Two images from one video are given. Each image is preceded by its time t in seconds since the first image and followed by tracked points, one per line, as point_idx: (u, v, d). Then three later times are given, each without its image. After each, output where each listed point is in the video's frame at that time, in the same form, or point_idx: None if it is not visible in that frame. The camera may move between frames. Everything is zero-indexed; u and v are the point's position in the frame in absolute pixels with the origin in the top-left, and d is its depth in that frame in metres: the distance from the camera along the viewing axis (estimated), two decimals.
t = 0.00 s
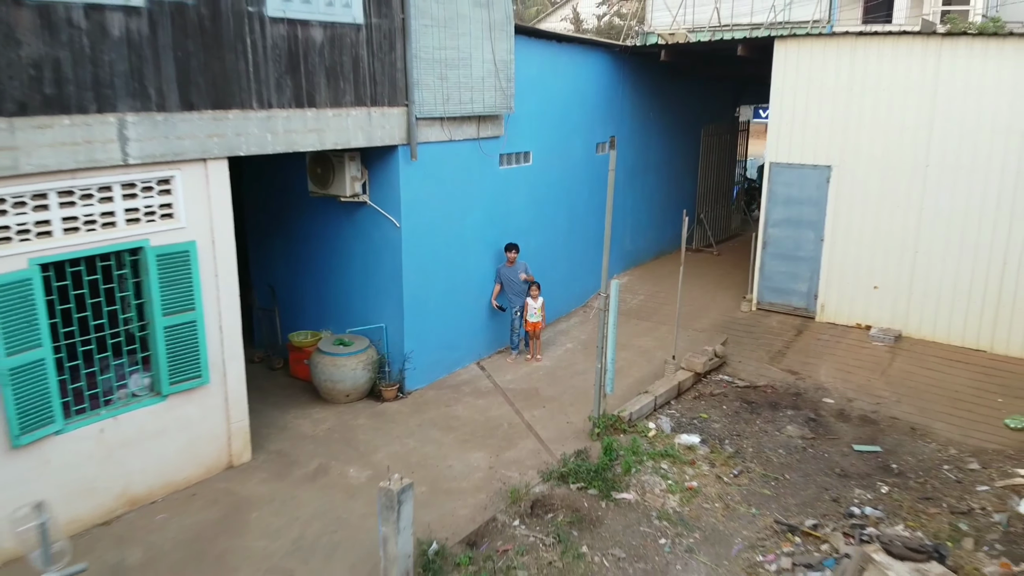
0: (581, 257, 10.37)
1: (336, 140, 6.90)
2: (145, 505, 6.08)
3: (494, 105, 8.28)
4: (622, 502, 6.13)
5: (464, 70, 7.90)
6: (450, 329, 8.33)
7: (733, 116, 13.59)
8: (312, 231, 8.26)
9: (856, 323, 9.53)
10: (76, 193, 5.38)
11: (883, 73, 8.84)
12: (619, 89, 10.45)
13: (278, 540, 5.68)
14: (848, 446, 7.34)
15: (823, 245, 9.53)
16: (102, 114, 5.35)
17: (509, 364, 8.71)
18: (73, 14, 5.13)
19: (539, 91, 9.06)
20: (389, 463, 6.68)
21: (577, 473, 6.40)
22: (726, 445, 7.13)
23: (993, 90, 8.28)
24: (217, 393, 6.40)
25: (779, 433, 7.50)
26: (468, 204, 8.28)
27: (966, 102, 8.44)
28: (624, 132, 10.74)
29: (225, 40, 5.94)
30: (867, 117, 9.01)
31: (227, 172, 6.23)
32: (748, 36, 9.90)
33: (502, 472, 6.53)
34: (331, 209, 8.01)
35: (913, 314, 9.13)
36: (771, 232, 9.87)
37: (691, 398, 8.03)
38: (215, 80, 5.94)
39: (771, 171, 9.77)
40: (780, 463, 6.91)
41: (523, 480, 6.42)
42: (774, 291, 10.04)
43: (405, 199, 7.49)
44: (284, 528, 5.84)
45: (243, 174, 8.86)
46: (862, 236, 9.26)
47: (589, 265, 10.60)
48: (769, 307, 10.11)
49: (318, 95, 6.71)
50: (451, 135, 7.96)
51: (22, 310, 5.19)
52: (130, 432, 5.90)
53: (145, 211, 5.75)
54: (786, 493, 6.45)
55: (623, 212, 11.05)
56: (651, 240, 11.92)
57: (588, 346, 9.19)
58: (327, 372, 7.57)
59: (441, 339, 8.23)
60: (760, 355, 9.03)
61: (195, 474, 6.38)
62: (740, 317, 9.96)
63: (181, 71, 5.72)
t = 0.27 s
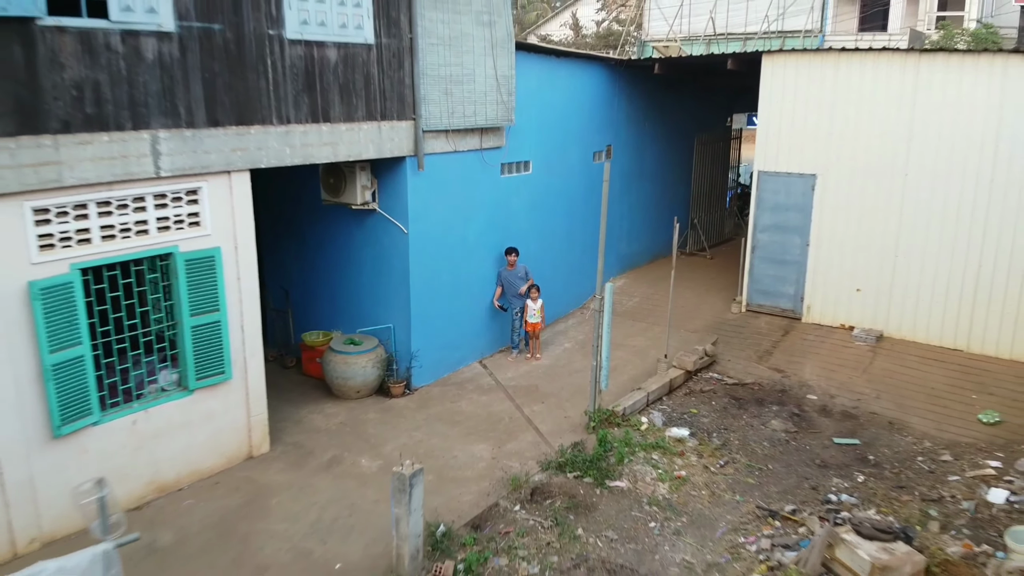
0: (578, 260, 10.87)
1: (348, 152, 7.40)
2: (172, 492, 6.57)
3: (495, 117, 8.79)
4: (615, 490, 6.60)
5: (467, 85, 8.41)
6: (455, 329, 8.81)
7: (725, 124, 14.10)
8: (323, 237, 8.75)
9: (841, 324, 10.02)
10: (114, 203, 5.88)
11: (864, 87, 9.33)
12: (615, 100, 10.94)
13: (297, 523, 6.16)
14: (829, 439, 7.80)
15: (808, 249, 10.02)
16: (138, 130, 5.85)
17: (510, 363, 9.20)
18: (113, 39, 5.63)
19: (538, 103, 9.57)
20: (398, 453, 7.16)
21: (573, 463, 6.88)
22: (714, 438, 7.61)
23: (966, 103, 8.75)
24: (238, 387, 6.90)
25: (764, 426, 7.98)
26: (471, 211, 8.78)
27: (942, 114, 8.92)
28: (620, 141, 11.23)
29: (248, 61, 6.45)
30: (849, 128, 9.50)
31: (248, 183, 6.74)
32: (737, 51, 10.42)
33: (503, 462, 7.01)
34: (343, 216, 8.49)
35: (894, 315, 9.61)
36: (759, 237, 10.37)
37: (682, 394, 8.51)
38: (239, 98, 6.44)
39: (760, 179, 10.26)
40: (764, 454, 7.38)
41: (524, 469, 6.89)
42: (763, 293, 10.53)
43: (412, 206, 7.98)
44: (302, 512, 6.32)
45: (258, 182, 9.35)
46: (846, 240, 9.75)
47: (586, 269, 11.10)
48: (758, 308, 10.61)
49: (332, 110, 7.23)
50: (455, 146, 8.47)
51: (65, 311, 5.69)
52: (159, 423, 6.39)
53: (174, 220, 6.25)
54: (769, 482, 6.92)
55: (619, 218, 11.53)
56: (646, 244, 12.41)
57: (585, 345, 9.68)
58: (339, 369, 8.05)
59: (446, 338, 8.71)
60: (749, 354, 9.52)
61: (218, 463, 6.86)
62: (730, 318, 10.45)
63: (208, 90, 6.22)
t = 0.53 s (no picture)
0: (575, 264, 11.38)
1: (360, 163, 7.92)
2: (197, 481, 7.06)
3: (497, 129, 9.32)
4: (609, 478, 7.09)
5: (470, 99, 8.95)
6: (458, 329, 9.31)
7: (718, 132, 14.64)
8: (334, 242, 9.25)
9: (826, 325, 10.52)
10: (146, 213, 6.39)
11: (847, 99, 9.83)
12: (611, 111, 11.46)
13: (314, 508, 6.65)
14: (811, 432, 8.28)
15: (795, 254, 10.53)
16: (169, 145, 6.36)
17: (511, 362, 9.69)
18: (147, 61, 6.13)
19: (537, 115, 10.09)
20: (407, 445, 7.65)
21: (571, 454, 7.37)
22: (703, 431, 8.10)
23: (944, 117, 9.25)
24: (258, 383, 7.41)
25: (750, 420, 8.47)
26: (474, 217, 9.29)
27: (921, 126, 9.42)
28: (616, 150, 11.75)
29: (269, 80, 6.97)
30: (833, 138, 10.01)
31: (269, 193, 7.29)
32: (728, 64, 10.96)
33: (505, 453, 7.50)
34: (353, 223, 8.99)
35: (876, 316, 10.10)
36: (748, 242, 10.87)
37: (674, 391, 9.01)
38: (260, 114, 6.96)
39: (749, 187, 10.76)
40: (749, 446, 7.87)
41: (524, 460, 7.39)
42: (752, 295, 11.03)
43: (419, 213, 8.48)
44: (318, 498, 6.81)
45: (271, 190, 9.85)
46: (830, 245, 10.25)
47: (583, 272, 11.62)
48: (747, 310, 11.11)
49: (346, 125, 7.76)
50: (459, 156, 8.99)
51: (102, 312, 6.20)
52: (186, 417, 6.89)
53: (201, 228, 6.75)
54: (753, 471, 7.40)
55: (615, 223, 12.04)
56: (641, 248, 12.92)
57: (583, 345, 10.17)
58: (349, 368, 8.54)
59: (450, 338, 9.21)
60: (738, 353, 10.01)
61: (239, 454, 7.37)
62: (721, 319, 10.94)
63: (232, 108, 6.74)
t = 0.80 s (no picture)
0: (572, 267, 11.91)
1: (370, 173, 8.45)
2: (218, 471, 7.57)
3: (498, 140, 9.87)
4: (603, 468, 7.60)
5: (473, 112, 9.51)
6: (461, 330, 9.83)
7: (711, 141, 15.19)
8: (344, 247, 9.76)
9: (811, 326, 11.03)
10: (173, 222, 6.93)
11: (831, 111, 10.34)
12: (607, 121, 11.99)
13: (328, 495, 7.16)
14: (794, 426, 8.78)
15: (782, 258, 11.04)
16: (195, 157, 6.90)
17: (511, 361, 10.21)
18: (175, 81, 6.64)
19: (536, 126, 10.63)
20: (413, 438, 8.16)
21: (567, 446, 7.88)
22: (692, 425, 8.61)
23: (921, 129, 9.76)
24: (274, 379, 7.95)
25: (737, 415, 8.98)
26: (476, 223, 9.82)
27: (900, 138, 9.93)
28: (612, 158, 12.28)
29: (286, 97, 7.52)
30: (817, 148, 10.53)
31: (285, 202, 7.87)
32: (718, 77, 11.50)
33: (506, 445, 8.01)
34: (361, 229, 9.51)
35: (859, 318, 10.62)
36: (738, 246, 11.39)
37: (666, 388, 9.52)
38: (278, 129, 7.51)
39: (738, 194, 11.28)
40: (735, 439, 8.37)
41: (524, 451, 7.90)
42: (741, 298, 11.55)
43: (424, 220, 9.01)
44: (332, 486, 7.32)
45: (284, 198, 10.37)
46: (815, 250, 10.77)
47: (580, 275, 12.14)
48: (737, 311, 11.62)
49: (357, 137, 8.31)
50: (462, 165, 9.52)
51: (134, 312, 6.73)
52: (208, 411, 7.42)
53: (223, 235, 7.30)
54: (738, 462, 7.90)
55: (611, 228, 12.57)
56: (637, 252, 13.46)
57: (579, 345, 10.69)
58: (358, 366, 9.03)
59: (453, 338, 9.72)
60: (727, 352, 10.52)
61: (257, 447, 7.88)
62: (712, 320, 11.46)
63: (253, 123, 7.28)
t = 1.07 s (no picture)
0: (570, 271, 12.38)
1: (378, 182, 8.95)
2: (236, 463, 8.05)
3: (499, 149, 10.37)
4: (598, 461, 8.07)
5: (475, 123, 10.03)
6: (464, 330, 10.29)
7: (705, 148, 15.69)
8: (351, 252, 10.23)
9: (799, 327, 11.49)
10: (196, 228, 7.43)
11: (817, 121, 10.81)
12: (604, 130, 12.49)
13: (339, 485, 7.62)
14: (781, 422, 9.23)
15: (771, 262, 11.51)
16: (216, 168, 7.38)
17: (512, 360, 10.68)
18: (199, 97, 7.10)
19: (535, 135, 11.14)
20: (419, 432, 8.63)
21: (565, 440, 8.35)
22: (683, 420, 9.07)
23: (904, 138, 10.22)
24: (288, 376, 8.44)
25: (727, 411, 9.43)
26: (477, 228, 10.30)
27: (883, 147, 10.39)
28: (609, 165, 12.76)
29: (301, 111, 8.01)
30: (805, 157, 10.99)
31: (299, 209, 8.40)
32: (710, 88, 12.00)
33: (506, 439, 8.48)
34: (368, 234, 9.98)
35: (845, 319, 11.07)
36: (729, 251, 11.86)
37: (660, 385, 9.97)
38: (293, 141, 8.00)
39: (729, 200, 11.74)
40: (724, 434, 8.83)
41: (524, 445, 8.37)
42: (733, 300, 12.02)
43: (428, 225, 9.50)
44: (343, 477, 7.78)
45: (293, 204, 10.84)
46: (803, 254, 11.23)
47: (577, 278, 12.62)
48: (729, 313, 12.09)
49: (366, 148, 8.81)
50: (465, 173, 10.02)
51: (160, 313, 7.22)
52: (227, 405, 7.91)
53: (242, 241, 7.81)
54: (726, 455, 8.35)
55: (608, 233, 13.04)
56: (633, 256, 13.93)
57: (577, 345, 11.16)
58: (366, 365, 9.50)
59: (456, 338, 10.19)
60: (719, 352, 10.98)
61: (272, 440, 8.36)
62: (705, 321, 11.93)
63: (270, 136, 7.77)
